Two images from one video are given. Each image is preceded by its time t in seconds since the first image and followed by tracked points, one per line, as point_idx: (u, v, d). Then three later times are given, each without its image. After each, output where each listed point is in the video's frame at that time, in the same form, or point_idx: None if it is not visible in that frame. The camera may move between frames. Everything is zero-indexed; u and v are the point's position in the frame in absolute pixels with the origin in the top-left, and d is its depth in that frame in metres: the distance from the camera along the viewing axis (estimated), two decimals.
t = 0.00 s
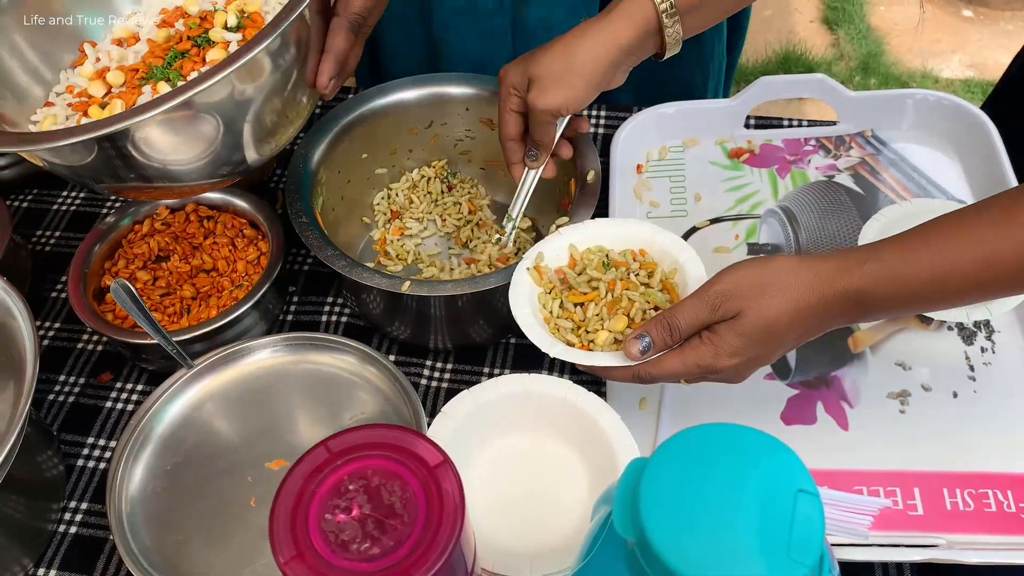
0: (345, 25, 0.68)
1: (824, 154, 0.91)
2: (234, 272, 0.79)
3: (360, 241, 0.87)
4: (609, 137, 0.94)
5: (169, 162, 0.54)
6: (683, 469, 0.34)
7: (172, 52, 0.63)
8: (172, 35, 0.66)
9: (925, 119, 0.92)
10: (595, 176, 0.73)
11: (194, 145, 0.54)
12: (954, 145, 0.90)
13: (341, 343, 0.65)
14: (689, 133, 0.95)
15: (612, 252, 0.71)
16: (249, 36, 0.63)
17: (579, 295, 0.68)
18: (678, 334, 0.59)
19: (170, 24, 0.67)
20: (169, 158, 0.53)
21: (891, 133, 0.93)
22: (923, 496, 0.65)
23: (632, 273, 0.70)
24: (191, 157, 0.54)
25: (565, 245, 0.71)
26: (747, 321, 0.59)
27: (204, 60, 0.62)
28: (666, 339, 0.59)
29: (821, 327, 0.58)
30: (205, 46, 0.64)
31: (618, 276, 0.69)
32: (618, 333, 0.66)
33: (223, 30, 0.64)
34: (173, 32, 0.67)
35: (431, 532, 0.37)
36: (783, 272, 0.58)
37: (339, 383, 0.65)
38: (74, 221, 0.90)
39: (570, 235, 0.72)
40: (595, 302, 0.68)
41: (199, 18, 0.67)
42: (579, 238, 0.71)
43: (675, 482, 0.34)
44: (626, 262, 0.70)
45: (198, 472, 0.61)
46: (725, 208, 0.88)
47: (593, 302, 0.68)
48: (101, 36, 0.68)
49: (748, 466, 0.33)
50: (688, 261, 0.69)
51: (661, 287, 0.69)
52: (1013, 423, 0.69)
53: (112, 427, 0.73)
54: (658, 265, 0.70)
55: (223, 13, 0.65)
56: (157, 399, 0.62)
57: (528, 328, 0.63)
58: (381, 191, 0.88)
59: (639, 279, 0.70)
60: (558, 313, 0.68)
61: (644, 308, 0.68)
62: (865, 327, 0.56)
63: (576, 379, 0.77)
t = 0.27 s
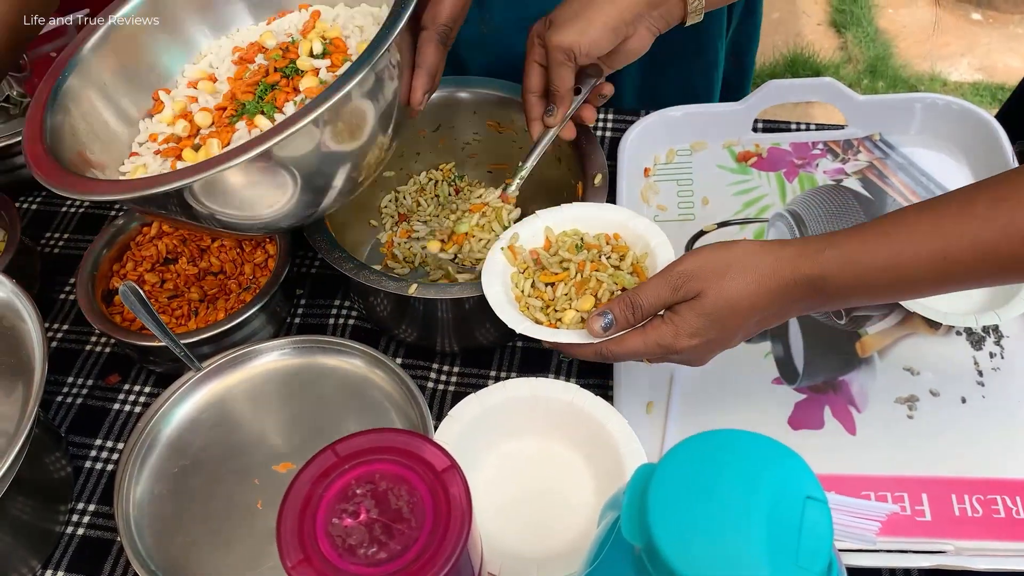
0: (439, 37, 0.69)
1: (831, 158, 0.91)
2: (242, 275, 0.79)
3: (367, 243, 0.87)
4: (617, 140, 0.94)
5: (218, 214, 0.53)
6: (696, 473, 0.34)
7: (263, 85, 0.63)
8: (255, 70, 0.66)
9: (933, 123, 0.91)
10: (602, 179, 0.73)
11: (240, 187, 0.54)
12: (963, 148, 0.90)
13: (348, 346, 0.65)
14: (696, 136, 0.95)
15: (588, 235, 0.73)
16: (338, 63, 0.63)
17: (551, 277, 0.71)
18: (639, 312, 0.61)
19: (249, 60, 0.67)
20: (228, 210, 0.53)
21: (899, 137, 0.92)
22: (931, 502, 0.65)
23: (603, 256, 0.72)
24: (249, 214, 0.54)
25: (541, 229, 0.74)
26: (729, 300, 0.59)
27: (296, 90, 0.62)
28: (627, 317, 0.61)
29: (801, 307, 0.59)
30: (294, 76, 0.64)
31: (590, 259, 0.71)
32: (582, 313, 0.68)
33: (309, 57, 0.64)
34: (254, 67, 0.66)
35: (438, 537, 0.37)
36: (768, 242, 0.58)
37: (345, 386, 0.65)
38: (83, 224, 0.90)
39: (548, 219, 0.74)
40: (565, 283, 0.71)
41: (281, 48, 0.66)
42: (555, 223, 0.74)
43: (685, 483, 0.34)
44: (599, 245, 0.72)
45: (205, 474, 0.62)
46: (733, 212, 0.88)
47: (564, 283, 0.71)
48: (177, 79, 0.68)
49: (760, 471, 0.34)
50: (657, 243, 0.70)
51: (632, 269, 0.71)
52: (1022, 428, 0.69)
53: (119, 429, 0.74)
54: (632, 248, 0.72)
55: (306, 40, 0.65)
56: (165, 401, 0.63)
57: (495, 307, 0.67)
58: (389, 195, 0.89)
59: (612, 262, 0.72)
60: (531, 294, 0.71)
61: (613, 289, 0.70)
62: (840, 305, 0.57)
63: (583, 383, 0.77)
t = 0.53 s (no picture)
0: (446, 54, 0.68)
1: (836, 160, 0.91)
2: (245, 278, 0.79)
3: (370, 246, 0.87)
4: (621, 142, 0.94)
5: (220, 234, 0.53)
6: (699, 478, 0.34)
7: (265, 101, 0.64)
8: (256, 87, 0.66)
9: (938, 124, 0.91)
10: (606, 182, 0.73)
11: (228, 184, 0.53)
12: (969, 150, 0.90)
13: (351, 349, 0.65)
14: (701, 138, 0.94)
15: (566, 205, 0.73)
16: (343, 79, 0.64)
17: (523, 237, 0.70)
18: (594, 272, 0.62)
19: (249, 77, 0.67)
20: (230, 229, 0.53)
21: (904, 139, 0.92)
22: (936, 506, 0.65)
23: (578, 221, 0.71)
24: (252, 235, 0.54)
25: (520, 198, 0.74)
26: (702, 272, 0.60)
27: (302, 107, 0.63)
28: (582, 277, 0.62)
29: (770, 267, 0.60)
30: (298, 93, 0.64)
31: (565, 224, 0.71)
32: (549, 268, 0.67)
33: (313, 74, 0.64)
34: (254, 83, 0.67)
35: (439, 543, 0.37)
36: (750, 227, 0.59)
37: (348, 389, 0.65)
38: (87, 227, 0.90)
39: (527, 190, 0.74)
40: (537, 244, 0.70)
41: (281, 65, 0.67)
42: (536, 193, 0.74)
43: (689, 489, 0.33)
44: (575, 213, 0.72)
45: (208, 478, 0.61)
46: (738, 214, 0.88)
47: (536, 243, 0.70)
48: (172, 95, 0.68)
49: (763, 478, 0.33)
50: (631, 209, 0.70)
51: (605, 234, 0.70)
52: None
53: (123, 432, 0.74)
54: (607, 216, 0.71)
55: (310, 56, 0.65)
56: (167, 404, 0.63)
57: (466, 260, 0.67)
58: (392, 197, 0.89)
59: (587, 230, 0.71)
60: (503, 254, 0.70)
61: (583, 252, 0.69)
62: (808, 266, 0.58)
63: (586, 386, 0.76)
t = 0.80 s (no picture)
0: (409, 63, 0.68)
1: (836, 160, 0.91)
2: (245, 279, 0.79)
3: (370, 247, 0.87)
4: (621, 142, 0.94)
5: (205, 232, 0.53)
6: (697, 479, 0.34)
7: (233, 106, 0.64)
8: (226, 89, 0.66)
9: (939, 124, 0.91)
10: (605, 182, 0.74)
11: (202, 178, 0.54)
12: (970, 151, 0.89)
13: (350, 350, 0.65)
14: (700, 139, 0.94)
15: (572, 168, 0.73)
16: (309, 85, 0.64)
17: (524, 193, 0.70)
18: (589, 243, 0.62)
19: (222, 77, 0.67)
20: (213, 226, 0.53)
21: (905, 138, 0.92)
22: (937, 506, 0.65)
23: (581, 190, 0.71)
24: (227, 233, 0.54)
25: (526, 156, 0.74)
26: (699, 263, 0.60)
27: (268, 112, 0.63)
28: (577, 248, 0.62)
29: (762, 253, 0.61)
30: (265, 98, 0.64)
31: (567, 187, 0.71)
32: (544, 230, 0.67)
33: (280, 79, 0.64)
34: (226, 85, 0.67)
35: (436, 545, 0.37)
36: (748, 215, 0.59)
37: (347, 391, 0.65)
38: (87, 228, 0.90)
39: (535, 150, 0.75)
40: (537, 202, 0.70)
41: (253, 67, 0.67)
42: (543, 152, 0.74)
43: (686, 492, 0.33)
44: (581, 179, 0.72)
45: (207, 479, 0.61)
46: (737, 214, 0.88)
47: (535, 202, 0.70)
48: (149, 92, 0.68)
49: (761, 478, 0.33)
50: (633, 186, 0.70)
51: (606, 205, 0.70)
52: None
53: (122, 434, 0.74)
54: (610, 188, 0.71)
55: (279, 61, 0.65)
56: (167, 406, 0.63)
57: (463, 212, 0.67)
58: (391, 198, 0.89)
59: (588, 199, 0.71)
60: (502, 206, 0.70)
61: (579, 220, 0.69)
62: (805, 249, 0.58)
63: (586, 387, 0.76)
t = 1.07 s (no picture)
0: (389, 62, 0.68)
1: (836, 160, 0.91)
2: (245, 279, 0.79)
3: (370, 247, 0.87)
4: (621, 142, 0.94)
5: (196, 222, 0.54)
6: (696, 478, 0.34)
7: (215, 98, 0.63)
8: (210, 82, 0.65)
9: (939, 123, 0.91)
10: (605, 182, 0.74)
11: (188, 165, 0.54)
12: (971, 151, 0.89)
13: (350, 350, 0.65)
14: (701, 138, 0.94)
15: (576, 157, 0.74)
16: (290, 80, 0.63)
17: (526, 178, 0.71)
18: (587, 234, 0.63)
19: (207, 71, 0.66)
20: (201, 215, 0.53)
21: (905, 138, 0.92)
22: (937, 506, 0.65)
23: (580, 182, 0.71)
24: (216, 220, 0.54)
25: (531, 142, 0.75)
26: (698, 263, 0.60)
27: (248, 105, 0.62)
28: (575, 237, 0.63)
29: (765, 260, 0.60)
30: (246, 91, 0.63)
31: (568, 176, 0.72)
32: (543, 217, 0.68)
33: (262, 73, 0.63)
34: (211, 78, 0.66)
35: (436, 545, 0.37)
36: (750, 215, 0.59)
37: (347, 391, 0.65)
38: (88, 229, 0.90)
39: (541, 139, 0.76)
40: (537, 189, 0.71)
41: (238, 62, 0.66)
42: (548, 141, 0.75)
43: (684, 492, 0.33)
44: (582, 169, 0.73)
45: (207, 479, 0.62)
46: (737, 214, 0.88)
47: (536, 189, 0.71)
48: (136, 84, 0.68)
49: (760, 478, 0.33)
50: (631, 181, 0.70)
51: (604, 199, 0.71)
52: None
53: (123, 434, 0.74)
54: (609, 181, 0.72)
55: (262, 55, 0.64)
56: (167, 406, 0.63)
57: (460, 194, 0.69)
58: (391, 198, 0.89)
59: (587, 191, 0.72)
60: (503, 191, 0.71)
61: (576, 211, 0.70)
62: (803, 257, 0.58)
63: (586, 387, 0.76)
